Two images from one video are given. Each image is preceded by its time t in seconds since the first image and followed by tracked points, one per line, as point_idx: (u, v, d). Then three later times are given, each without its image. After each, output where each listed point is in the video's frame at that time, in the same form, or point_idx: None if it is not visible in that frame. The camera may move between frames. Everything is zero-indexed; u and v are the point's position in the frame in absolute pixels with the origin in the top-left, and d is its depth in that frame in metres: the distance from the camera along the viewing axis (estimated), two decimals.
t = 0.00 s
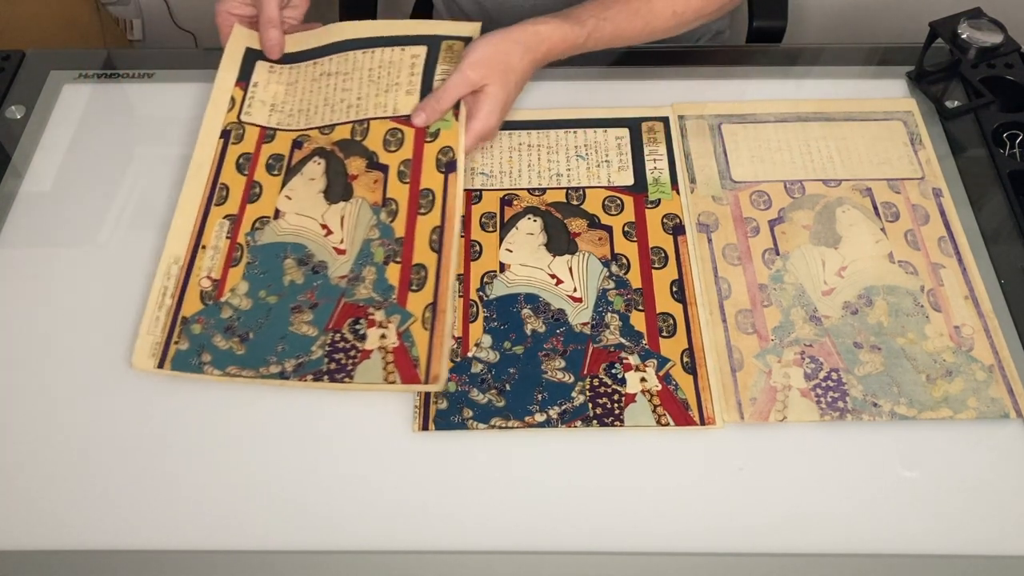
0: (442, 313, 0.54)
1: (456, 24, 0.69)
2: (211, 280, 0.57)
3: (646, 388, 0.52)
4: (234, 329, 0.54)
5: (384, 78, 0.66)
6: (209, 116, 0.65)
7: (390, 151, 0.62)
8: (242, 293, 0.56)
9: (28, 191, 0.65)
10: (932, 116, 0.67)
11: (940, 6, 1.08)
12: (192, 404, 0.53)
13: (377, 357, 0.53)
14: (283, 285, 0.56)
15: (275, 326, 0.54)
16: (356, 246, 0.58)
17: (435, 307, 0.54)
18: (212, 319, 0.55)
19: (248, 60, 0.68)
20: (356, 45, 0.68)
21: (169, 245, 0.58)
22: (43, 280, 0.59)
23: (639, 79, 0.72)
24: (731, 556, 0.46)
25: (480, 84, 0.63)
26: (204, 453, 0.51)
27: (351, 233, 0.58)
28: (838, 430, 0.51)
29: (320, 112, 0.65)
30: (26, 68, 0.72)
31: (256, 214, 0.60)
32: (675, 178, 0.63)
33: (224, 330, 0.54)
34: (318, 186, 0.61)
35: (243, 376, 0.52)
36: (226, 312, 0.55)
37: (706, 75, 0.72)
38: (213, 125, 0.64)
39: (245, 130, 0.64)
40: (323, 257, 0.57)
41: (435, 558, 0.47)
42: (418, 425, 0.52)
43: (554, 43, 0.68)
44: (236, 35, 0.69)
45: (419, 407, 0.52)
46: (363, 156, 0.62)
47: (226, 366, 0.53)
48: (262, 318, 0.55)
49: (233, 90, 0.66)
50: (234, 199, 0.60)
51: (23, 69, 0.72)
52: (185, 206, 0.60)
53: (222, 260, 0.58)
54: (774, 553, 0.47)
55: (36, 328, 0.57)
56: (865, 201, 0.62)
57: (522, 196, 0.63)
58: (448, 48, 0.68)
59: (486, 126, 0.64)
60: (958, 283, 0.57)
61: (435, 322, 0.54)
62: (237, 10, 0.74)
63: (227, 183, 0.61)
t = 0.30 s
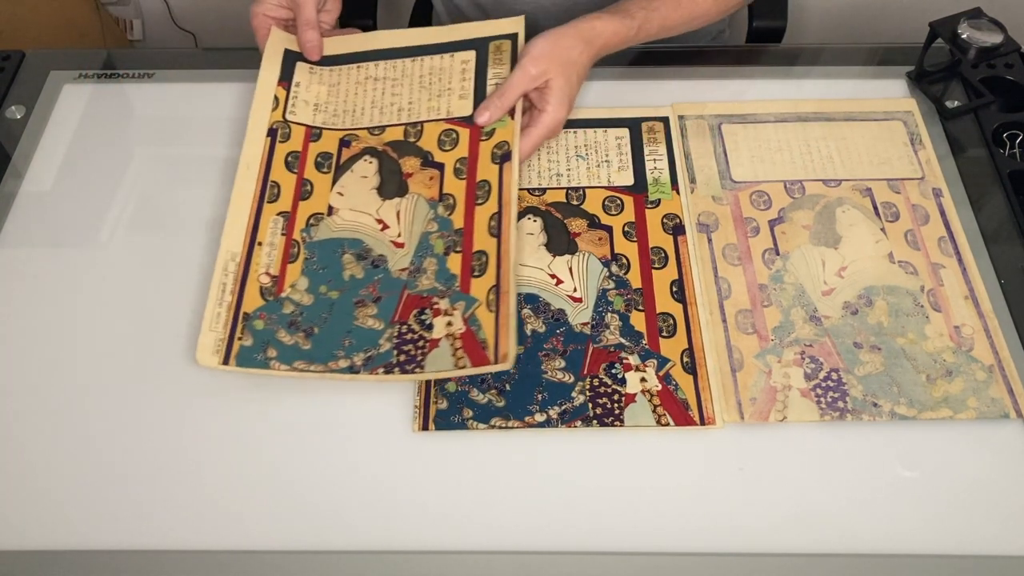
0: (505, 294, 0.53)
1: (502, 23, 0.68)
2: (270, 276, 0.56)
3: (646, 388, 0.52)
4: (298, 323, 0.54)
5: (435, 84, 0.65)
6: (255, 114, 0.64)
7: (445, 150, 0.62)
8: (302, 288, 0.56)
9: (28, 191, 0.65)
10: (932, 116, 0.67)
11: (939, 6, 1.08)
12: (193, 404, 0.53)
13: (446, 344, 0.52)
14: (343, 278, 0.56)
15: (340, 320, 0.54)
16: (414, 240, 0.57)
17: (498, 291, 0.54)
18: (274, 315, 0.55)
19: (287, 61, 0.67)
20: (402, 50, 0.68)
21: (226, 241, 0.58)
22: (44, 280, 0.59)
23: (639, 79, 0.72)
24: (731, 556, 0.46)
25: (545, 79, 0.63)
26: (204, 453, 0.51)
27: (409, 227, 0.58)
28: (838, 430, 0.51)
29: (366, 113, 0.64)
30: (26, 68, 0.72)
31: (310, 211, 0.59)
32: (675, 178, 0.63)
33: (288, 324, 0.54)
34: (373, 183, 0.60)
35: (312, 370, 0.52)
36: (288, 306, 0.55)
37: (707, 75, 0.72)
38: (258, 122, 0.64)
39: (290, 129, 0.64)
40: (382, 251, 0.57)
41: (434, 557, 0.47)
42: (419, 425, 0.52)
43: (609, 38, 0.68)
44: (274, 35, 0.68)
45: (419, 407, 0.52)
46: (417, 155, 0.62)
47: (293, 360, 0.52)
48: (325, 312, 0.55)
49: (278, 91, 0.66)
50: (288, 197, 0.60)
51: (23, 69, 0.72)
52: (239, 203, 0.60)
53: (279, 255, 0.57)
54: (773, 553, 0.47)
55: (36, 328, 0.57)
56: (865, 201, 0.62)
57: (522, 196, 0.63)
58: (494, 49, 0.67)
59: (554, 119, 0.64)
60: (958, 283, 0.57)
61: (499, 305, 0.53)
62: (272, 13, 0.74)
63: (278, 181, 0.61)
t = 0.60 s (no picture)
0: (540, 280, 0.54)
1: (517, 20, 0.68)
2: (291, 259, 0.56)
3: (645, 388, 0.52)
4: (321, 304, 0.54)
5: (451, 77, 0.65)
6: (272, 103, 0.64)
7: (465, 141, 0.62)
8: (324, 271, 0.56)
9: (28, 191, 0.65)
10: (932, 116, 0.67)
11: (939, 7, 1.08)
12: (193, 404, 0.53)
13: (478, 327, 0.53)
14: (366, 262, 0.56)
15: (365, 302, 0.54)
16: (437, 227, 0.57)
17: (530, 276, 0.54)
18: (296, 296, 0.55)
19: (300, 60, 0.67)
20: (416, 45, 0.68)
21: (245, 222, 0.57)
22: (44, 280, 0.59)
23: (639, 79, 0.72)
24: (731, 556, 0.46)
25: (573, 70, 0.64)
26: (204, 453, 0.51)
27: (431, 213, 0.58)
28: (838, 430, 0.51)
29: (382, 108, 0.64)
30: (26, 68, 0.72)
31: (329, 197, 0.59)
32: (675, 178, 0.63)
33: (311, 305, 0.54)
34: (394, 171, 0.60)
35: (338, 349, 0.52)
36: (310, 288, 0.55)
37: (707, 75, 0.72)
38: (276, 111, 0.63)
39: (306, 120, 0.63)
40: (405, 238, 0.57)
41: (435, 557, 0.47)
42: (419, 425, 0.52)
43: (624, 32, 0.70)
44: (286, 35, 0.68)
45: (419, 407, 0.52)
46: (437, 146, 0.62)
47: (318, 340, 0.53)
48: (349, 294, 0.55)
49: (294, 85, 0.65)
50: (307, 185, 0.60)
51: (23, 70, 0.72)
52: (258, 184, 0.59)
53: (299, 239, 0.57)
54: (773, 553, 0.47)
55: (36, 328, 0.57)
56: (865, 201, 0.62)
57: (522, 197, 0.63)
58: (510, 44, 0.67)
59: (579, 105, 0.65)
60: (958, 283, 0.57)
61: (533, 289, 0.54)
62: (284, 15, 0.74)
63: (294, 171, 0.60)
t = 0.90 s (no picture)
0: (560, 293, 0.54)
1: (527, 11, 0.66)
2: (315, 275, 0.56)
3: (646, 388, 0.53)
4: (348, 320, 0.54)
5: (464, 79, 0.65)
6: (288, 113, 0.64)
7: (481, 145, 0.62)
8: (348, 285, 0.56)
9: (28, 191, 0.65)
10: (932, 116, 0.67)
11: (940, 7, 1.08)
12: (194, 404, 0.53)
13: (502, 339, 0.53)
14: (388, 275, 0.56)
15: (389, 315, 0.54)
16: (457, 236, 0.57)
17: (552, 288, 0.55)
18: (323, 313, 0.55)
19: (312, 62, 0.67)
20: (427, 45, 0.67)
21: (268, 240, 0.57)
22: (44, 280, 0.59)
23: (640, 79, 0.72)
24: (730, 556, 0.46)
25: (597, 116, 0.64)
26: (203, 453, 0.51)
27: (450, 222, 0.58)
28: (838, 429, 0.51)
29: (397, 112, 0.64)
30: (25, 68, 0.72)
31: (349, 208, 0.59)
32: (675, 178, 0.63)
33: (338, 322, 0.54)
34: (412, 179, 0.60)
35: (367, 367, 0.53)
36: (336, 304, 0.55)
37: (707, 75, 0.72)
38: (291, 121, 0.63)
39: (321, 128, 0.63)
40: (426, 247, 0.57)
41: (434, 557, 0.47)
42: (418, 425, 0.52)
43: (635, 61, 0.69)
44: (297, 41, 0.68)
45: (419, 408, 0.52)
46: (454, 151, 0.62)
47: (347, 357, 0.53)
48: (373, 308, 0.55)
49: (308, 92, 0.65)
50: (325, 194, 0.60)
51: (23, 69, 0.72)
52: (279, 198, 0.59)
53: (323, 253, 0.57)
54: (772, 553, 0.47)
55: (36, 328, 0.57)
56: (865, 201, 0.62)
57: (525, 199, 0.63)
58: (522, 39, 0.66)
59: (592, 141, 0.65)
60: (958, 283, 0.57)
61: (555, 302, 0.54)
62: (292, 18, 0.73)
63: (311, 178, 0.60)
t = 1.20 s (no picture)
0: (563, 300, 0.54)
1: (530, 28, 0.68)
2: (318, 278, 0.56)
3: (645, 388, 0.53)
4: (351, 324, 0.54)
5: (467, 85, 0.65)
6: (290, 116, 0.63)
7: (483, 151, 0.62)
8: (352, 290, 0.55)
9: (28, 191, 0.65)
10: (932, 117, 0.67)
11: (940, 6, 1.07)
12: (195, 404, 0.53)
13: (505, 345, 0.53)
14: (392, 279, 0.56)
15: (393, 321, 0.54)
16: (460, 241, 0.57)
17: (554, 294, 0.55)
18: (326, 317, 0.54)
19: (313, 65, 0.67)
20: (428, 53, 0.68)
21: (271, 243, 0.57)
22: (43, 281, 0.59)
23: (639, 79, 0.72)
24: (730, 556, 0.46)
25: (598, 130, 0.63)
26: (204, 454, 0.51)
27: (453, 227, 0.58)
28: (838, 429, 0.52)
29: (398, 116, 0.64)
30: (25, 68, 0.72)
31: (352, 212, 0.59)
32: (675, 177, 0.63)
33: (341, 326, 0.54)
34: (414, 185, 0.60)
35: (370, 372, 0.52)
36: (340, 308, 0.55)
37: (707, 75, 0.72)
38: (293, 124, 0.63)
39: (323, 132, 0.63)
40: (428, 253, 0.57)
41: (434, 557, 0.47)
42: (419, 425, 0.52)
43: (633, 70, 0.69)
44: (297, 44, 0.68)
45: (419, 407, 0.52)
46: (455, 157, 0.62)
47: (351, 362, 0.53)
48: (377, 313, 0.55)
49: (309, 97, 0.65)
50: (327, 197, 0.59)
51: (23, 70, 0.72)
52: (282, 202, 0.59)
53: (326, 257, 0.57)
54: (773, 553, 0.47)
55: (35, 328, 0.57)
56: (865, 201, 0.62)
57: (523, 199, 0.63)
58: (525, 54, 0.67)
59: (593, 148, 0.64)
60: (958, 283, 0.57)
61: (558, 309, 0.54)
62: (292, 23, 0.74)
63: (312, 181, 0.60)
